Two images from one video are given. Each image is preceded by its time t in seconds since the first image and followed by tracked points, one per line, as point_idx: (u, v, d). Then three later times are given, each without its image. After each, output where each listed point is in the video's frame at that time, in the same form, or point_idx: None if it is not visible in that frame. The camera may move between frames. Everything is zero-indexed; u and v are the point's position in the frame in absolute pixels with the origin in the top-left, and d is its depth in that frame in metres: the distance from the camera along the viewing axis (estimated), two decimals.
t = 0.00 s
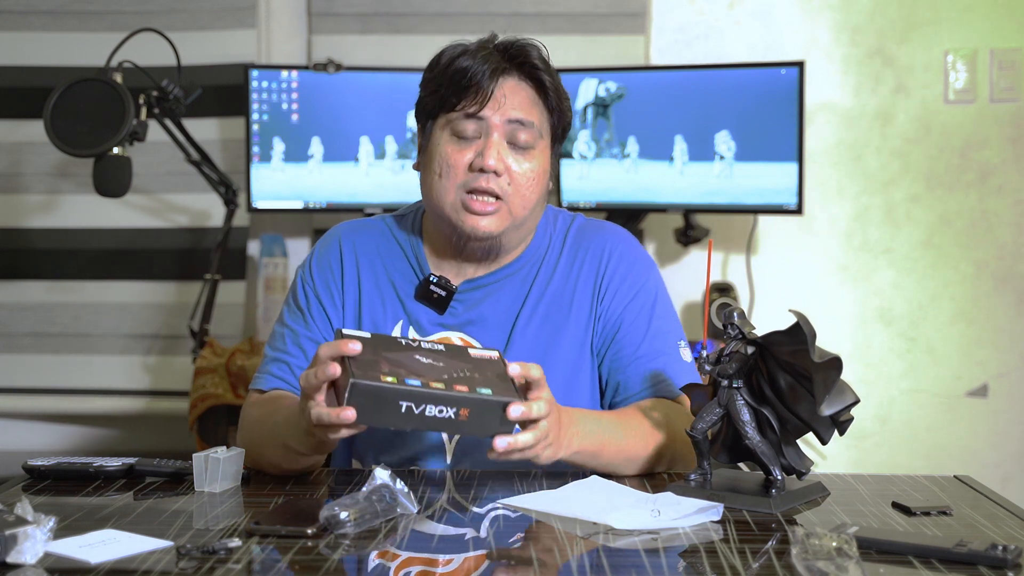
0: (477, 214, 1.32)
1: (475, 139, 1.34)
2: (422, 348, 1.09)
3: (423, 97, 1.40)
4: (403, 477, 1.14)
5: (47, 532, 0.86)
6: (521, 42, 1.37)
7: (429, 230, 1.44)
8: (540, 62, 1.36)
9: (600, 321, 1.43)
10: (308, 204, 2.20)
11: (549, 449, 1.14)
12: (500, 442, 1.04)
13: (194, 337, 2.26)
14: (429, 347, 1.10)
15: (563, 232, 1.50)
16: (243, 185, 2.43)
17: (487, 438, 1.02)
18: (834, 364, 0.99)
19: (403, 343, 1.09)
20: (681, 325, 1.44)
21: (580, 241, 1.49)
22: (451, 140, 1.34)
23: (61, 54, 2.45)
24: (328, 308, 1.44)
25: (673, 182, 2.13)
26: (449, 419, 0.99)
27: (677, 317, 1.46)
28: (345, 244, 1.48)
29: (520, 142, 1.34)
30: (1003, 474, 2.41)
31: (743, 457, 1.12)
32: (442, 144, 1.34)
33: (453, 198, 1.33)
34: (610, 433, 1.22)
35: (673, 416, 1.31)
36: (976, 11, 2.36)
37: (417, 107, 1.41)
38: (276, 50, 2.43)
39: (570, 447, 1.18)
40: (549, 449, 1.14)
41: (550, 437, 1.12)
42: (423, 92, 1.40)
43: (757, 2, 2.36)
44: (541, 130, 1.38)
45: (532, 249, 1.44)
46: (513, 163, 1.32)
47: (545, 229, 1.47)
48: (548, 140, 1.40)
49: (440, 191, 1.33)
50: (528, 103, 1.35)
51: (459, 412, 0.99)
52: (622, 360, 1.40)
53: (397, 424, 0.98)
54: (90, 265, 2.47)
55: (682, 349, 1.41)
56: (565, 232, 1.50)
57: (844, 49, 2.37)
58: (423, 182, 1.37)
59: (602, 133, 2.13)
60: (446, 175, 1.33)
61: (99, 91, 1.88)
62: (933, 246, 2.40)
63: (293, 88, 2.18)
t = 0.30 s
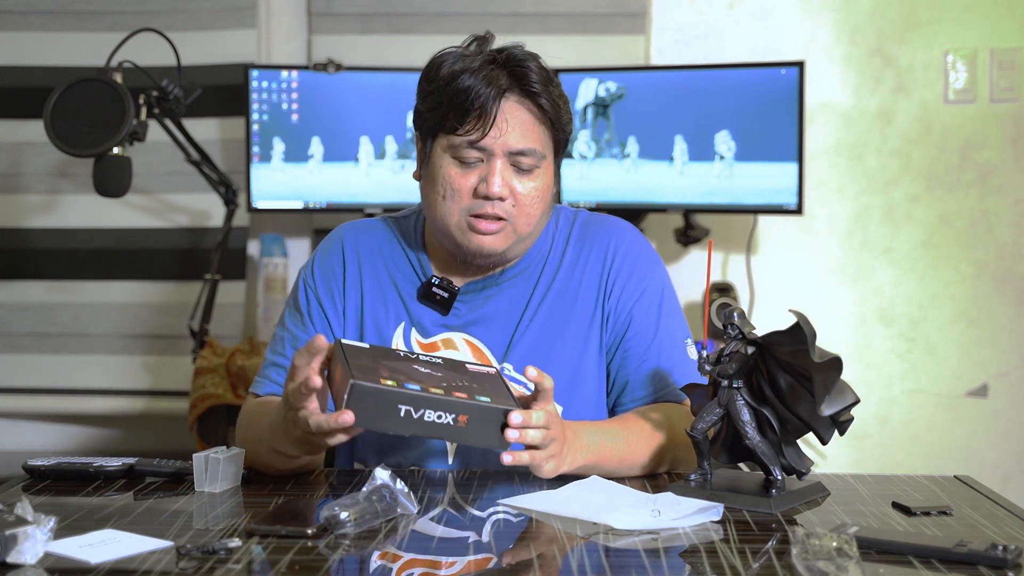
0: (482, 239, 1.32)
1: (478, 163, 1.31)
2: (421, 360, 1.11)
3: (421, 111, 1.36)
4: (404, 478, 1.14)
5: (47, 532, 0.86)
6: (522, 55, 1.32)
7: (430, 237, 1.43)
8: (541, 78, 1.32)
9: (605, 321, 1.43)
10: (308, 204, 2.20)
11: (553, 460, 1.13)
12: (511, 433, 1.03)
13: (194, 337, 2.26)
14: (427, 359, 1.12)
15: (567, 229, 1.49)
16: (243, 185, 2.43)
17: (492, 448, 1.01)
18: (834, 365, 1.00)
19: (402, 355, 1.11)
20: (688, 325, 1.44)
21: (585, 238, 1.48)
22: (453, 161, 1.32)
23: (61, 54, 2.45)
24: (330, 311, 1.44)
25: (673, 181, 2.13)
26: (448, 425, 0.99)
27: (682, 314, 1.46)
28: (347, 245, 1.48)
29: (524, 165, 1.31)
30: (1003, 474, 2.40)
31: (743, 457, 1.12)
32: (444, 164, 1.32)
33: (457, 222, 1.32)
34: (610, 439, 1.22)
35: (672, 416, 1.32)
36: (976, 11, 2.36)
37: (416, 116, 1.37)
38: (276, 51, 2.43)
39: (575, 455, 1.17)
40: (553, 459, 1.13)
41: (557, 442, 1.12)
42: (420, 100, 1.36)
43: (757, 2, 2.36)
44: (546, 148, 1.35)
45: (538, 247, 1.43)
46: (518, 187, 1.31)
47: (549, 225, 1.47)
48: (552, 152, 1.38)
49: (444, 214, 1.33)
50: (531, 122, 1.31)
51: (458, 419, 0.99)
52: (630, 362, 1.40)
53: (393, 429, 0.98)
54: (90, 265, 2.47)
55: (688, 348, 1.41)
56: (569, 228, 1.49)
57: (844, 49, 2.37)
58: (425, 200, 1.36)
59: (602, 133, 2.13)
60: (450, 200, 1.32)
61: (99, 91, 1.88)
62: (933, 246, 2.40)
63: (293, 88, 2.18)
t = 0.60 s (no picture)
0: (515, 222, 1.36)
1: (500, 149, 1.36)
2: (430, 354, 1.11)
3: (425, 110, 1.38)
4: (405, 478, 1.14)
5: (47, 531, 0.86)
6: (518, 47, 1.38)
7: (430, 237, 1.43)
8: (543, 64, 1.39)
9: (588, 321, 1.43)
10: (308, 204, 2.20)
11: (558, 458, 1.15)
12: (512, 428, 1.04)
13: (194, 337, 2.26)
14: (437, 352, 1.12)
15: (550, 234, 1.49)
16: (243, 185, 2.43)
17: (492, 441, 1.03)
18: (834, 365, 1.00)
19: (411, 349, 1.11)
20: (671, 328, 1.44)
21: (568, 240, 1.48)
22: (476, 151, 1.36)
23: (61, 54, 2.45)
24: (319, 306, 1.44)
25: (673, 181, 2.13)
26: (451, 422, 1.00)
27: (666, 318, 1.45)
28: (335, 243, 1.48)
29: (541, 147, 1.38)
30: (1003, 474, 2.41)
31: (743, 457, 1.12)
32: (467, 155, 1.35)
33: (489, 209, 1.35)
34: (616, 437, 1.23)
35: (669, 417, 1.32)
36: (976, 11, 2.36)
37: (421, 116, 1.39)
38: (276, 51, 2.43)
39: (583, 453, 1.18)
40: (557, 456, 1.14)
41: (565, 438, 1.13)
42: (424, 101, 1.38)
43: (758, 2, 2.36)
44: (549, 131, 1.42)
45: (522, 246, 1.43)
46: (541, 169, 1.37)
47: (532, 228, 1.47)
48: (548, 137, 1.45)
49: (473, 203, 1.35)
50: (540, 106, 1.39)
51: (461, 416, 1.00)
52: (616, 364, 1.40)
53: (394, 426, 0.99)
54: (90, 265, 2.47)
55: (672, 350, 1.41)
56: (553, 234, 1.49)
57: (844, 49, 2.37)
58: (443, 195, 1.37)
59: (602, 133, 2.12)
60: (480, 188, 1.35)
61: (99, 91, 1.88)
62: (933, 246, 2.40)
63: (293, 88, 2.18)
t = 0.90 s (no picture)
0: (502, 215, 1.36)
1: (482, 142, 1.36)
2: (434, 356, 1.08)
3: (402, 109, 1.39)
4: (405, 477, 1.14)
5: (47, 531, 0.86)
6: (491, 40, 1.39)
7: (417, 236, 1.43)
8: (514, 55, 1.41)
9: (574, 321, 1.42)
10: (308, 204, 2.20)
11: (562, 463, 1.15)
12: (512, 441, 1.04)
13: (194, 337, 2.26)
14: (441, 354, 1.09)
15: (536, 235, 1.49)
16: (243, 185, 2.43)
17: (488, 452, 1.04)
18: (835, 365, 0.99)
19: (414, 350, 1.08)
20: (661, 327, 1.43)
21: (554, 241, 1.48)
22: (458, 146, 1.36)
23: (61, 54, 2.45)
24: (312, 305, 1.44)
25: (673, 181, 2.13)
26: (450, 435, 1.01)
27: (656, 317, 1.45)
28: (324, 244, 1.48)
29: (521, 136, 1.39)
30: (1003, 474, 2.41)
31: (743, 457, 1.11)
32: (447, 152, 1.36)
33: (476, 202, 1.36)
34: (616, 437, 1.23)
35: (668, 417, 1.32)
36: (976, 11, 2.36)
37: (399, 115, 1.40)
38: (276, 51, 2.43)
39: (583, 457, 1.18)
40: (562, 462, 1.15)
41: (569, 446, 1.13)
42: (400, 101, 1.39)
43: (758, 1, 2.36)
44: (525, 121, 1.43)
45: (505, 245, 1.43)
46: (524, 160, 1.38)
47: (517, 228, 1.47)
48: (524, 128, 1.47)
49: (459, 199, 1.36)
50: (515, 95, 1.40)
51: (460, 430, 1.01)
52: (603, 365, 1.40)
53: (395, 439, 1.01)
54: (90, 264, 2.47)
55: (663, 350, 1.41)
56: (538, 235, 1.49)
57: (844, 49, 2.37)
58: (427, 192, 1.38)
59: (602, 133, 2.12)
60: (464, 183, 1.36)
61: (99, 91, 1.88)
62: (933, 246, 2.40)
63: (293, 88, 2.18)
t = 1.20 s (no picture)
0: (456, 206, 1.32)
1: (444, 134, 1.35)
2: (427, 359, 1.08)
3: (383, 107, 1.41)
4: (403, 477, 1.14)
5: (47, 532, 0.86)
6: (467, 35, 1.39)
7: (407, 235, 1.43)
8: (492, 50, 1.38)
9: (578, 325, 1.42)
10: (308, 204, 2.20)
11: (558, 462, 1.15)
12: (507, 448, 1.04)
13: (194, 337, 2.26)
14: (434, 356, 1.08)
15: (539, 237, 1.49)
16: (243, 185, 2.43)
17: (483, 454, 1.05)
18: (835, 365, 0.99)
19: (406, 353, 1.08)
20: (668, 328, 1.44)
21: (559, 244, 1.48)
22: (418, 138, 1.35)
23: (61, 54, 2.45)
24: (315, 305, 1.44)
25: (673, 181, 2.13)
26: (444, 443, 1.01)
27: (661, 318, 1.45)
28: (329, 244, 1.49)
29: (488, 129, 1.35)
30: (1003, 474, 2.40)
31: (743, 457, 1.11)
32: (409, 144, 1.35)
33: (427, 194, 1.33)
34: (615, 436, 1.23)
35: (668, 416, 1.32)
36: (976, 11, 2.36)
37: (381, 114, 1.43)
38: (276, 51, 2.42)
39: (579, 454, 1.18)
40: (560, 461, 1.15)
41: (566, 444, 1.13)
42: (383, 101, 1.42)
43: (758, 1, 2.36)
44: (506, 117, 1.39)
45: (506, 246, 1.44)
46: (485, 151, 1.33)
47: (519, 230, 1.47)
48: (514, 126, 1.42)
49: (415, 190, 1.34)
50: (488, 89, 1.37)
51: (454, 438, 1.01)
52: (607, 368, 1.39)
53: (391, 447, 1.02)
54: (90, 265, 2.47)
55: (669, 351, 1.41)
56: (542, 237, 1.49)
57: (844, 48, 2.37)
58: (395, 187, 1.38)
59: (602, 133, 2.12)
60: (418, 174, 1.33)
61: (99, 91, 1.88)
62: (933, 246, 2.40)
63: (293, 88, 2.18)
